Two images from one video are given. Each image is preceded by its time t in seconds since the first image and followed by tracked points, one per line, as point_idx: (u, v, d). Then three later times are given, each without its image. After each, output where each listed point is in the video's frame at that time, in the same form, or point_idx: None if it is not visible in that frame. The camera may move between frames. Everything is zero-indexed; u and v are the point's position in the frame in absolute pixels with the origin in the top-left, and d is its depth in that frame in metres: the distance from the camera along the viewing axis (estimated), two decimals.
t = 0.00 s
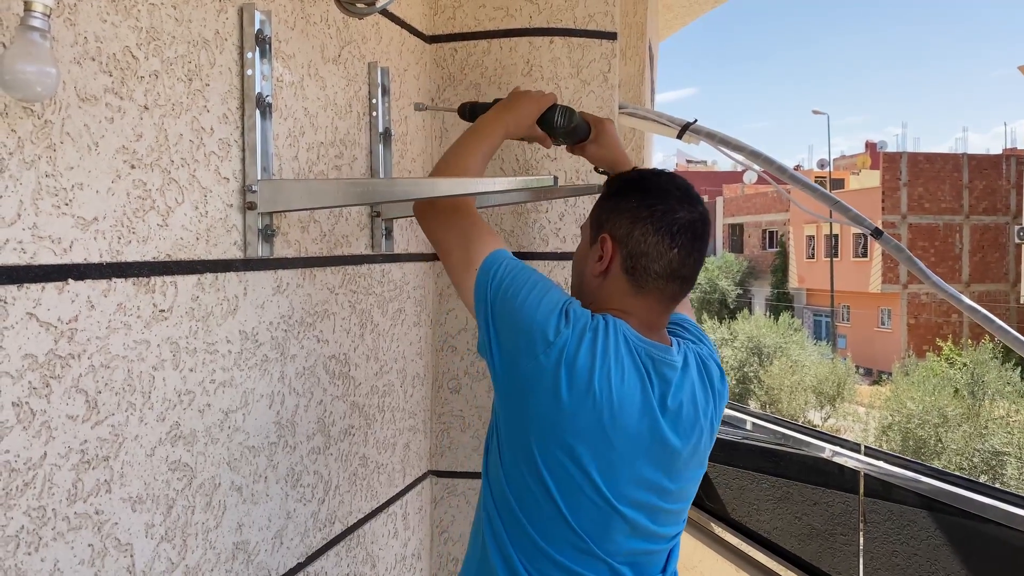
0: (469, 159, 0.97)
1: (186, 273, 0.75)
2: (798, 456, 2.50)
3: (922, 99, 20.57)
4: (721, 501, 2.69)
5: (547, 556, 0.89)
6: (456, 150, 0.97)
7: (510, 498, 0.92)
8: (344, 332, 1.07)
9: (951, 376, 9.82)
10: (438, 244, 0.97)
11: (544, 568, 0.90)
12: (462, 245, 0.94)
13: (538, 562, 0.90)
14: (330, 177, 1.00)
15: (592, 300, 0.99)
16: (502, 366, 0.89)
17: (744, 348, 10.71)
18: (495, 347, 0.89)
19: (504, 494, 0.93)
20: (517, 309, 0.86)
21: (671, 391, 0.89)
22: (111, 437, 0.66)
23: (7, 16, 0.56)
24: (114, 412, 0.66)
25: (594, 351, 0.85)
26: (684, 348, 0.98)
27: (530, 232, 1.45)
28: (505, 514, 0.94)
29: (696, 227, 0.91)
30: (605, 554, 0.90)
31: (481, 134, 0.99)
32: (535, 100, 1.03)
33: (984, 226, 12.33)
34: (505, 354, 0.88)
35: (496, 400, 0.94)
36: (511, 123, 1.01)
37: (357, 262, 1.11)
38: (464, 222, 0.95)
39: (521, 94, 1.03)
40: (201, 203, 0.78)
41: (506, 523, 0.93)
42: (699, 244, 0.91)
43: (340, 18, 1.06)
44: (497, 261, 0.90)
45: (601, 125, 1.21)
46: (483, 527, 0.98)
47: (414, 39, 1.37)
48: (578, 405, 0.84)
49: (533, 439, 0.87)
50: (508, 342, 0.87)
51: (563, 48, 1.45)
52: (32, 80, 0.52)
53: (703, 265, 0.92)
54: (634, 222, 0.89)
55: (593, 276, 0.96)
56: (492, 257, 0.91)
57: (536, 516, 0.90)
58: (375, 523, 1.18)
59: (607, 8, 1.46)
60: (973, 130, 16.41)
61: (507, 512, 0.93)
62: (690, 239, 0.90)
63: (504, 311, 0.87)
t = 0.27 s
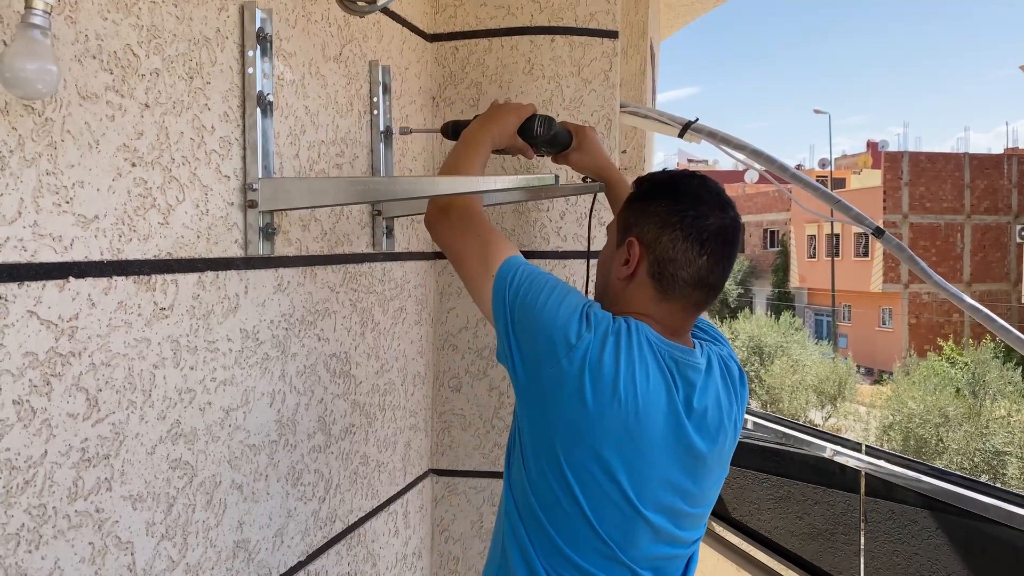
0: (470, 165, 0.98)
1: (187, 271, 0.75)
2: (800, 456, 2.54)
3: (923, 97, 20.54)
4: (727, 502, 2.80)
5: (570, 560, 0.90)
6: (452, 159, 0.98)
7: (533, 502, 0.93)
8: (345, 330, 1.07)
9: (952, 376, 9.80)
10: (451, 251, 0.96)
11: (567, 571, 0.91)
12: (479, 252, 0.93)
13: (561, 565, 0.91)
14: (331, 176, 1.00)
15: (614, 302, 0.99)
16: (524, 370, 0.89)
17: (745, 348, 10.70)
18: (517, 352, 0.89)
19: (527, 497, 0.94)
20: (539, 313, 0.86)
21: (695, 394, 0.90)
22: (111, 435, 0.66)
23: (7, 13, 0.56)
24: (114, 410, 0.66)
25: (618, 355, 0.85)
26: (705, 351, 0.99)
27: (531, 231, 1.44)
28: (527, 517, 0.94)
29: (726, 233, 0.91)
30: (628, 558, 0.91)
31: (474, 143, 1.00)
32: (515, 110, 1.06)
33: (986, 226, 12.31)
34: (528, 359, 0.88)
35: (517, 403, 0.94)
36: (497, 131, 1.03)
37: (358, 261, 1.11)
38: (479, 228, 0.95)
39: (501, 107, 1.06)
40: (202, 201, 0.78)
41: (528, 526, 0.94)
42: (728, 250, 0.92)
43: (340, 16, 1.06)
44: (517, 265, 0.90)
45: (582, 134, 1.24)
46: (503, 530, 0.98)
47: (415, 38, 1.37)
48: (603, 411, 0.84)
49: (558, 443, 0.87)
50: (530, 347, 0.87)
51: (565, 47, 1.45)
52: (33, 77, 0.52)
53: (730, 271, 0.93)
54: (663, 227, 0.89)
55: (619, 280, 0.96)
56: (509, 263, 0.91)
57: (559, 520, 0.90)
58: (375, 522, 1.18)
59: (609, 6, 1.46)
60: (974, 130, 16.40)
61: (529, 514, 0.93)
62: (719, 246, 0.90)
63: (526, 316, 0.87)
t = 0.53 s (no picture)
0: (469, 162, 0.97)
1: (186, 268, 0.75)
2: (800, 453, 2.55)
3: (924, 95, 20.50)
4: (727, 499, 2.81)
5: (581, 561, 0.90)
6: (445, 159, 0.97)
7: (541, 503, 0.92)
8: (345, 328, 1.07)
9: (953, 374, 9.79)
10: (454, 250, 0.95)
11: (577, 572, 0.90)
12: (485, 249, 0.92)
13: (571, 567, 0.90)
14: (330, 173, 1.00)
15: (620, 302, 0.99)
16: (530, 372, 0.88)
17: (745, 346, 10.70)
18: (523, 353, 0.88)
19: (534, 498, 0.94)
20: (545, 314, 0.85)
21: (701, 391, 0.90)
22: (110, 433, 0.66)
23: (5, 9, 0.56)
24: (113, 407, 0.66)
25: (625, 354, 0.85)
26: (709, 348, 0.99)
27: (532, 228, 1.44)
28: (535, 518, 0.94)
29: (732, 231, 0.91)
30: (638, 557, 0.91)
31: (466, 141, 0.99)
32: (503, 104, 1.05)
33: (987, 224, 12.29)
34: (533, 360, 0.87)
35: (523, 404, 0.94)
36: (489, 127, 1.02)
37: (358, 258, 1.11)
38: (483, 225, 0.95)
39: (489, 102, 1.05)
40: (201, 197, 0.78)
41: (537, 528, 0.93)
42: (734, 249, 0.91)
43: (340, 12, 1.05)
44: (520, 266, 0.89)
45: (572, 126, 1.23)
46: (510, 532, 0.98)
47: (415, 34, 1.37)
48: (611, 410, 0.84)
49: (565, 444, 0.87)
50: (536, 348, 0.86)
51: (565, 43, 1.45)
52: (30, 73, 0.52)
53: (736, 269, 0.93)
54: (669, 225, 0.89)
55: (625, 278, 0.96)
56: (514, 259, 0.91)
57: (568, 521, 0.90)
58: (375, 520, 1.18)
59: (609, 3, 1.46)
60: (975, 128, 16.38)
61: (538, 516, 0.93)
62: (725, 244, 0.90)
63: (532, 317, 0.86)
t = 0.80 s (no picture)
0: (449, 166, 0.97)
1: (184, 265, 0.75)
2: (800, 450, 2.56)
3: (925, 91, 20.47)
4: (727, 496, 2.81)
5: (577, 559, 0.90)
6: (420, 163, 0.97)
7: (535, 503, 0.92)
8: (344, 324, 1.07)
9: (953, 370, 9.79)
10: (433, 255, 0.94)
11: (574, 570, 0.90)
12: (464, 253, 0.91)
13: (568, 564, 0.91)
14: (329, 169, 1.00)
15: (608, 297, 0.98)
16: (517, 373, 0.88)
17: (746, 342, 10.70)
18: (508, 356, 0.88)
19: (528, 498, 0.94)
20: (528, 316, 0.85)
21: (689, 384, 0.90)
22: (109, 429, 0.66)
23: (2, 4, 0.56)
24: (111, 404, 0.66)
25: (611, 352, 0.85)
26: (696, 340, 0.99)
27: (531, 225, 1.44)
28: (530, 518, 0.94)
29: (719, 228, 0.90)
30: (633, 551, 0.91)
31: (444, 149, 1.00)
32: (486, 112, 1.05)
33: (987, 220, 12.28)
34: (519, 362, 0.87)
35: (512, 405, 0.94)
36: (469, 135, 1.02)
37: (357, 254, 1.11)
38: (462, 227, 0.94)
39: (472, 110, 1.05)
40: (199, 194, 0.78)
41: (532, 528, 0.93)
42: (722, 244, 0.91)
43: (339, 8, 1.05)
44: (500, 269, 0.89)
45: (556, 129, 1.24)
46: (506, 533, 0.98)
47: (414, 30, 1.36)
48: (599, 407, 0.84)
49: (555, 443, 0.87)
50: (522, 350, 0.86)
51: (565, 39, 1.44)
52: (27, 68, 0.52)
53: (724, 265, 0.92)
54: (656, 222, 0.89)
55: (612, 273, 0.96)
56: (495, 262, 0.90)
57: (563, 520, 0.90)
58: (375, 516, 1.18)
59: None
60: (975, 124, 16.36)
61: (533, 515, 0.93)
62: (712, 240, 0.89)
63: (515, 319, 0.86)
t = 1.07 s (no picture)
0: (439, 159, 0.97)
1: (183, 261, 0.74)
2: (800, 445, 2.57)
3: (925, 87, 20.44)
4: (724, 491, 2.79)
5: (574, 547, 0.90)
6: (422, 153, 0.98)
7: (528, 494, 0.92)
8: (344, 321, 1.07)
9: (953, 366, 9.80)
10: (411, 251, 0.93)
11: (571, 559, 0.90)
12: (440, 252, 0.91)
13: (565, 553, 0.91)
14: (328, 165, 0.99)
15: (581, 285, 0.98)
16: (503, 367, 0.88)
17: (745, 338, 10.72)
18: (493, 350, 0.88)
19: (520, 490, 0.94)
20: (511, 308, 0.85)
21: (674, 365, 0.90)
22: (108, 426, 0.66)
23: None
24: (110, 400, 0.66)
25: (594, 338, 0.85)
26: (676, 323, 1.00)
27: (530, 221, 1.44)
28: (524, 510, 0.94)
29: (687, 209, 0.91)
30: (629, 535, 0.92)
31: (446, 139, 1.00)
32: (494, 103, 1.04)
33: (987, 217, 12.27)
34: (505, 355, 0.87)
35: (500, 400, 0.94)
36: (473, 128, 1.02)
37: (356, 251, 1.11)
38: (440, 223, 0.93)
39: (479, 100, 1.05)
40: (198, 190, 0.77)
41: (527, 520, 0.93)
42: (690, 226, 0.92)
43: (337, 4, 1.05)
44: (479, 264, 0.89)
45: (567, 119, 1.23)
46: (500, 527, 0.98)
47: (413, 26, 1.36)
48: (587, 393, 0.84)
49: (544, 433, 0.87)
50: (507, 343, 0.86)
51: (564, 34, 1.44)
52: (24, 64, 0.52)
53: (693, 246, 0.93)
54: (626, 207, 0.89)
55: (586, 261, 0.95)
56: (473, 258, 0.90)
57: (557, 508, 0.90)
58: (375, 513, 1.18)
59: None
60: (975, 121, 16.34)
61: (527, 508, 0.93)
62: (681, 222, 0.90)
63: (499, 312, 0.86)
